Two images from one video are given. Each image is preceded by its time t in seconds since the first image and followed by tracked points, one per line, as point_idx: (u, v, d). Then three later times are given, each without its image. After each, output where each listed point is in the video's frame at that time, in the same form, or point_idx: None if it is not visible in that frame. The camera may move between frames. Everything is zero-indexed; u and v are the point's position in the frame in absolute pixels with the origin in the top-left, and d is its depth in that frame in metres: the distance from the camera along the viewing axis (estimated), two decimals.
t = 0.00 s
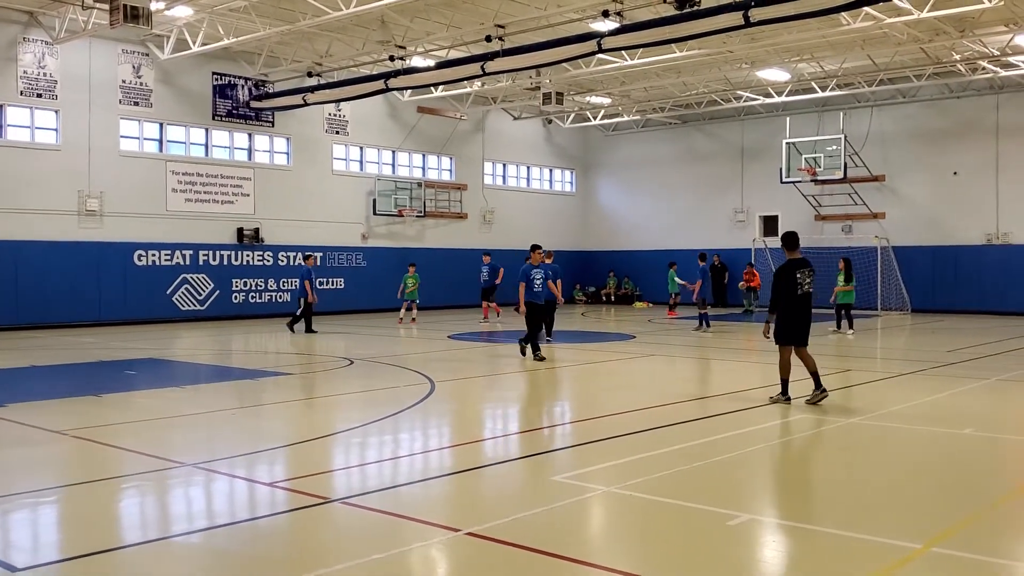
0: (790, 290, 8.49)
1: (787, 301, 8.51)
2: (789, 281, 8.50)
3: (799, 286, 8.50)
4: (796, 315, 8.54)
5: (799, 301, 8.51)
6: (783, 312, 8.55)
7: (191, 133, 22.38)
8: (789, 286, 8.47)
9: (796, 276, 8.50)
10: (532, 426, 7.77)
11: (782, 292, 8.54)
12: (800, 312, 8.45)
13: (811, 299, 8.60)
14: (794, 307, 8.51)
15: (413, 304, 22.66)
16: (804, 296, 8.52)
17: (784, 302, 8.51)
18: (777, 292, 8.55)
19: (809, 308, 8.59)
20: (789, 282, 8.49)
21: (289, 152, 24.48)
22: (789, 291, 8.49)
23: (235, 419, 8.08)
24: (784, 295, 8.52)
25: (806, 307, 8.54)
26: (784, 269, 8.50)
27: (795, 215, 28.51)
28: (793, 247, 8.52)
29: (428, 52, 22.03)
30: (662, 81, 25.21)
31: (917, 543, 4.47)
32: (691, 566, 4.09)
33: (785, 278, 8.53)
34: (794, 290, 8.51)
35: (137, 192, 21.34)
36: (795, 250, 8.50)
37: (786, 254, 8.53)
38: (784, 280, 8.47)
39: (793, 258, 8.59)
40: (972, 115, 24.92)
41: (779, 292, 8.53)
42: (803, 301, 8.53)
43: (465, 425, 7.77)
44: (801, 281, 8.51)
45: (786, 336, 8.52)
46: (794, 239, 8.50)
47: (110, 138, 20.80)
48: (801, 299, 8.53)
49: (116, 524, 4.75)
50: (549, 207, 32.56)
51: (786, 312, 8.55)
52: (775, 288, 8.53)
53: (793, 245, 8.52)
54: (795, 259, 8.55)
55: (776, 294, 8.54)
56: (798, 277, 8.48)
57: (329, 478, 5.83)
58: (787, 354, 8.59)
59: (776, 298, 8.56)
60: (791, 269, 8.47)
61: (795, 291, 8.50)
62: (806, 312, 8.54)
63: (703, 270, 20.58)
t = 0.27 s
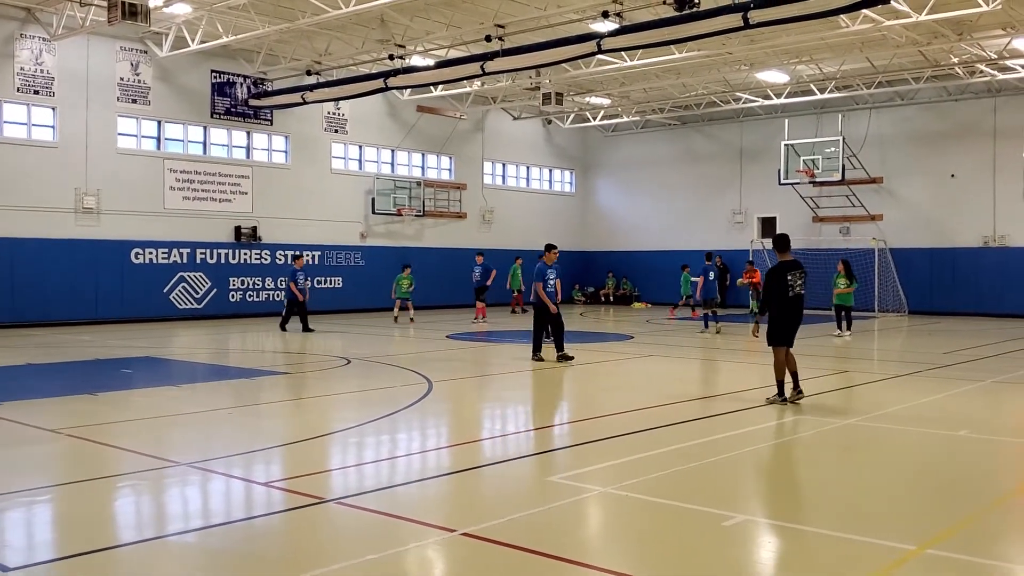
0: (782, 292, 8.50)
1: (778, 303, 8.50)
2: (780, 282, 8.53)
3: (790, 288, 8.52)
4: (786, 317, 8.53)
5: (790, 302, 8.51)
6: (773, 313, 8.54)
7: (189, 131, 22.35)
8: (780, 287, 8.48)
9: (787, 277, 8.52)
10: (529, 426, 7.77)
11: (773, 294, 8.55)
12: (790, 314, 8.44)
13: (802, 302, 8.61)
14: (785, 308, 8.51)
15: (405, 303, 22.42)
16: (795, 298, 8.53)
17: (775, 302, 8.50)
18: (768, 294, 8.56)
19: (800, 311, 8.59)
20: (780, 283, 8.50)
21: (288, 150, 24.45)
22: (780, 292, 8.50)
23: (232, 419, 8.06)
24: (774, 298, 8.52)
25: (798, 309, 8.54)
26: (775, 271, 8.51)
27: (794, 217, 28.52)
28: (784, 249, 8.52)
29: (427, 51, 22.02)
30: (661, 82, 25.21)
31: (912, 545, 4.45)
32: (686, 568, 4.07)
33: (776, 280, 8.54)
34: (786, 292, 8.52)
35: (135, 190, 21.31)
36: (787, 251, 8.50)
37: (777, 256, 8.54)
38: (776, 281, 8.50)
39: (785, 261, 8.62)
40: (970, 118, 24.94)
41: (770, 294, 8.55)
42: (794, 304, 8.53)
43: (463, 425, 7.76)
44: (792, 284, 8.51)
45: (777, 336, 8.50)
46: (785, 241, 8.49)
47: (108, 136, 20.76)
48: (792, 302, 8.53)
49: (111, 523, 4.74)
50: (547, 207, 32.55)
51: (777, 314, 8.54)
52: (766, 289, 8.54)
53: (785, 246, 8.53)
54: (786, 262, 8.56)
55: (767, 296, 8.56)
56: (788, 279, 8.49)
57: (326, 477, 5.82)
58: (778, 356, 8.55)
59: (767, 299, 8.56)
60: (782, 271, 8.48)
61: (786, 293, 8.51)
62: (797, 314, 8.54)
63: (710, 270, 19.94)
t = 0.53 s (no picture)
0: (776, 294, 8.49)
1: (771, 305, 8.52)
2: (774, 284, 8.50)
3: (784, 289, 8.52)
4: (780, 319, 8.55)
5: (783, 304, 8.52)
6: (767, 315, 8.56)
7: (187, 129, 22.33)
8: (775, 290, 8.47)
9: (781, 279, 8.51)
10: (525, 426, 7.78)
11: (767, 295, 8.55)
12: (784, 316, 8.46)
13: (795, 303, 8.62)
14: (779, 310, 8.53)
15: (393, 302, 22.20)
16: (789, 300, 8.54)
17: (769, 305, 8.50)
18: (763, 295, 8.56)
19: (793, 312, 8.61)
20: (775, 285, 8.49)
21: (286, 148, 24.43)
22: (774, 294, 8.49)
23: (227, 417, 8.06)
24: (768, 299, 8.53)
25: (791, 311, 8.56)
26: (769, 273, 8.50)
27: (791, 218, 28.55)
28: (779, 251, 8.52)
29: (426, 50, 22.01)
30: (659, 82, 25.21)
31: (908, 548, 4.46)
32: (682, 570, 4.07)
33: (770, 282, 8.53)
34: (779, 294, 8.52)
35: (132, 187, 21.29)
36: (781, 253, 8.51)
37: (772, 257, 8.54)
38: (770, 283, 8.48)
39: (779, 262, 8.60)
40: (969, 120, 24.96)
41: (764, 296, 8.54)
42: (787, 306, 8.55)
43: (460, 425, 7.78)
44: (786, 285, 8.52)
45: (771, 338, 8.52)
46: (780, 243, 8.50)
47: (106, 133, 20.74)
48: (786, 304, 8.54)
49: (105, 522, 4.75)
50: (546, 206, 32.56)
51: (771, 315, 8.56)
52: (760, 291, 8.53)
53: (779, 248, 8.53)
54: (781, 263, 8.55)
55: (761, 298, 8.56)
56: (782, 281, 8.49)
57: (322, 477, 5.83)
58: (773, 358, 8.57)
59: (761, 301, 8.56)
60: (776, 273, 8.48)
61: (780, 295, 8.51)
62: (790, 315, 8.57)
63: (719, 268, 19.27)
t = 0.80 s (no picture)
0: (773, 297, 8.46)
1: (769, 308, 8.49)
2: (772, 287, 8.47)
3: (782, 293, 8.48)
4: (778, 323, 8.51)
5: (781, 308, 8.49)
6: (765, 318, 8.52)
7: (187, 130, 22.31)
8: (773, 293, 8.44)
9: (779, 282, 8.48)
10: (524, 429, 7.74)
11: (765, 298, 8.52)
12: (782, 319, 8.43)
13: (793, 307, 8.59)
14: (777, 314, 8.49)
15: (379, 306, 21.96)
16: (787, 304, 8.50)
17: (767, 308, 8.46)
18: (761, 298, 8.53)
19: (791, 316, 8.58)
20: (772, 289, 8.45)
21: (285, 149, 24.40)
22: (772, 298, 8.46)
23: (225, 418, 8.02)
24: (766, 302, 8.50)
25: (788, 314, 8.53)
26: (768, 275, 8.47)
27: (791, 221, 28.54)
28: (777, 254, 8.49)
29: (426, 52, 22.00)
30: (659, 85, 25.21)
31: (907, 552, 4.43)
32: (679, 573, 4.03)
33: (768, 284, 8.50)
34: (777, 297, 8.49)
35: (131, 188, 21.26)
36: (778, 256, 8.49)
37: (770, 260, 8.51)
38: (768, 286, 8.44)
39: (777, 266, 8.57)
40: (969, 124, 24.95)
41: (762, 299, 8.51)
42: (785, 309, 8.51)
43: (458, 427, 7.74)
44: (785, 288, 8.49)
45: (769, 342, 8.48)
46: (777, 246, 8.48)
47: (105, 133, 20.72)
48: (784, 307, 8.51)
49: (102, 521, 4.71)
50: (545, 209, 32.53)
51: (769, 319, 8.52)
52: (758, 295, 8.50)
53: (776, 251, 8.51)
54: (779, 266, 8.52)
55: (759, 301, 8.53)
56: (781, 284, 8.46)
57: (320, 478, 5.80)
58: (770, 361, 8.53)
59: (759, 305, 8.53)
60: (774, 276, 8.45)
61: (778, 299, 8.47)
62: (788, 319, 8.53)
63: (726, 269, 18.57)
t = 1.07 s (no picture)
0: (773, 297, 8.49)
1: (769, 308, 8.51)
2: (772, 287, 8.50)
3: (781, 292, 8.51)
4: (777, 322, 8.53)
5: (780, 307, 8.51)
6: (765, 318, 8.54)
7: (186, 129, 22.32)
8: (772, 292, 8.47)
9: (778, 282, 8.51)
10: (522, 428, 7.76)
11: (765, 298, 8.55)
12: (782, 319, 8.45)
13: (792, 307, 8.61)
14: (776, 314, 8.51)
15: (365, 305, 21.82)
16: (786, 304, 8.54)
17: (767, 307, 8.48)
18: (761, 298, 8.56)
19: (790, 316, 8.60)
20: (772, 288, 8.49)
21: (284, 149, 24.42)
22: (772, 297, 8.49)
23: (224, 418, 8.03)
24: (766, 302, 8.53)
25: (788, 314, 8.55)
26: (767, 275, 8.50)
27: (789, 221, 28.57)
28: (776, 254, 8.52)
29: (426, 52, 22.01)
30: (659, 86, 25.23)
31: (905, 552, 4.46)
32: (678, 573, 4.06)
33: (768, 284, 8.53)
34: (776, 297, 8.51)
35: (130, 187, 21.26)
36: (778, 257, 8.52)
37: (770, 260, 8.54)
38: (767, 286, 8.48)
39: (777, 266, 8.61)
40: (967, 124, 24.99)
41: (762, 299, 8.54)
42: (784, 309, 8.54)
43: (456, 426, 7.76)
44: (784, 288, 8.52)
45: (768, 341, 8.50)
46: (776, 246, 8.51)
47: (105, 132, 20.72)
48: (783, 307, 8.54)
49: (100, 520, 4.72)
50: (544, 209, 32.55)
51: (768, 318, 8.54)
52: (757, 294, 8.52)
53: (776, 251, 8.54)
54: (779, 267, 8.55)
55: (758, 300, 8.55)
56: (780, 284, 8.49)
57: (318, 477, 5.81)
58: (769, 361, 8.54)
59: (758, 304, 8.55)
60: (774, 276, 8.48)
61: (777, 299, 8.51)
62: (787, 319, 8.55)
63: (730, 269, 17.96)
